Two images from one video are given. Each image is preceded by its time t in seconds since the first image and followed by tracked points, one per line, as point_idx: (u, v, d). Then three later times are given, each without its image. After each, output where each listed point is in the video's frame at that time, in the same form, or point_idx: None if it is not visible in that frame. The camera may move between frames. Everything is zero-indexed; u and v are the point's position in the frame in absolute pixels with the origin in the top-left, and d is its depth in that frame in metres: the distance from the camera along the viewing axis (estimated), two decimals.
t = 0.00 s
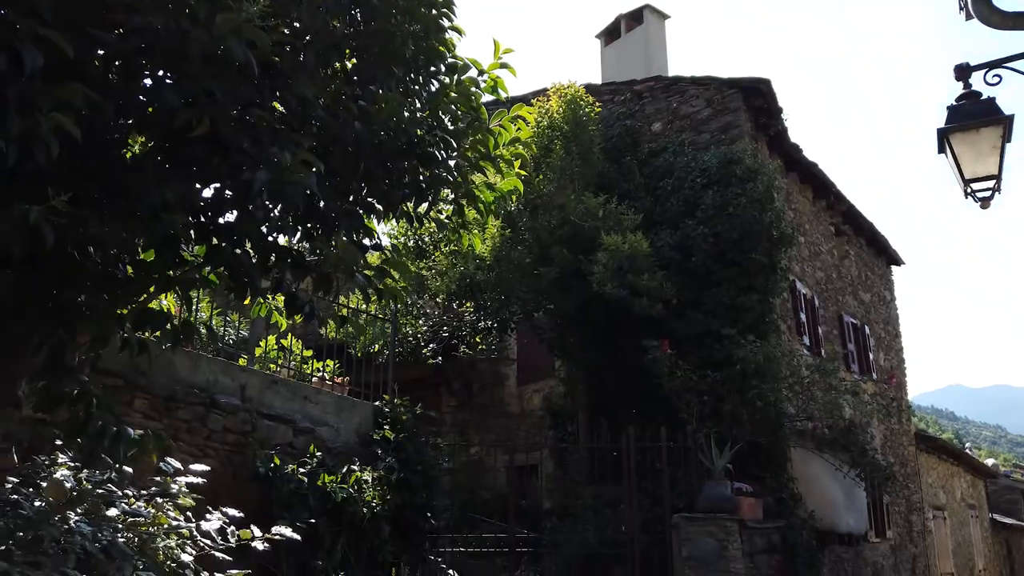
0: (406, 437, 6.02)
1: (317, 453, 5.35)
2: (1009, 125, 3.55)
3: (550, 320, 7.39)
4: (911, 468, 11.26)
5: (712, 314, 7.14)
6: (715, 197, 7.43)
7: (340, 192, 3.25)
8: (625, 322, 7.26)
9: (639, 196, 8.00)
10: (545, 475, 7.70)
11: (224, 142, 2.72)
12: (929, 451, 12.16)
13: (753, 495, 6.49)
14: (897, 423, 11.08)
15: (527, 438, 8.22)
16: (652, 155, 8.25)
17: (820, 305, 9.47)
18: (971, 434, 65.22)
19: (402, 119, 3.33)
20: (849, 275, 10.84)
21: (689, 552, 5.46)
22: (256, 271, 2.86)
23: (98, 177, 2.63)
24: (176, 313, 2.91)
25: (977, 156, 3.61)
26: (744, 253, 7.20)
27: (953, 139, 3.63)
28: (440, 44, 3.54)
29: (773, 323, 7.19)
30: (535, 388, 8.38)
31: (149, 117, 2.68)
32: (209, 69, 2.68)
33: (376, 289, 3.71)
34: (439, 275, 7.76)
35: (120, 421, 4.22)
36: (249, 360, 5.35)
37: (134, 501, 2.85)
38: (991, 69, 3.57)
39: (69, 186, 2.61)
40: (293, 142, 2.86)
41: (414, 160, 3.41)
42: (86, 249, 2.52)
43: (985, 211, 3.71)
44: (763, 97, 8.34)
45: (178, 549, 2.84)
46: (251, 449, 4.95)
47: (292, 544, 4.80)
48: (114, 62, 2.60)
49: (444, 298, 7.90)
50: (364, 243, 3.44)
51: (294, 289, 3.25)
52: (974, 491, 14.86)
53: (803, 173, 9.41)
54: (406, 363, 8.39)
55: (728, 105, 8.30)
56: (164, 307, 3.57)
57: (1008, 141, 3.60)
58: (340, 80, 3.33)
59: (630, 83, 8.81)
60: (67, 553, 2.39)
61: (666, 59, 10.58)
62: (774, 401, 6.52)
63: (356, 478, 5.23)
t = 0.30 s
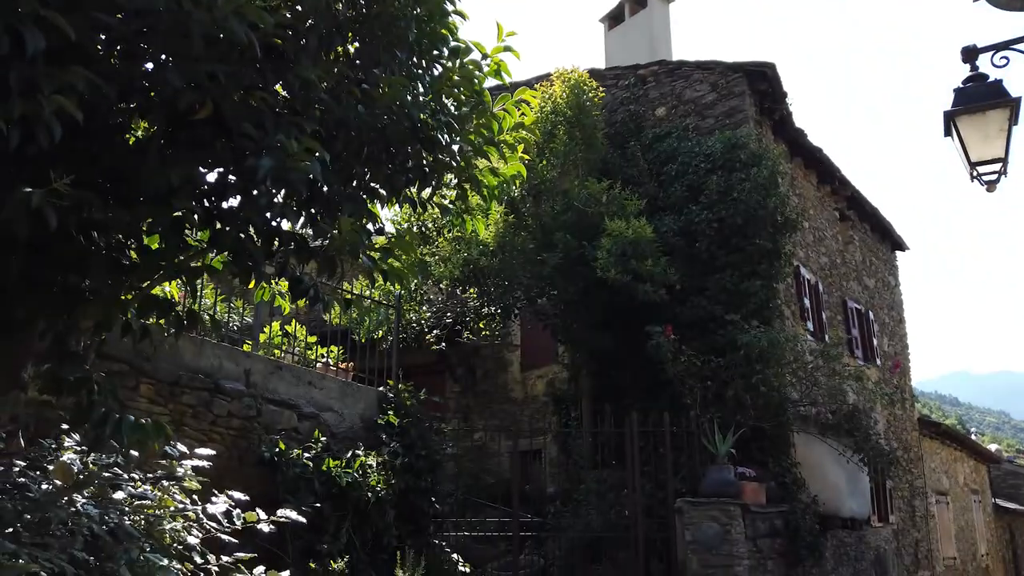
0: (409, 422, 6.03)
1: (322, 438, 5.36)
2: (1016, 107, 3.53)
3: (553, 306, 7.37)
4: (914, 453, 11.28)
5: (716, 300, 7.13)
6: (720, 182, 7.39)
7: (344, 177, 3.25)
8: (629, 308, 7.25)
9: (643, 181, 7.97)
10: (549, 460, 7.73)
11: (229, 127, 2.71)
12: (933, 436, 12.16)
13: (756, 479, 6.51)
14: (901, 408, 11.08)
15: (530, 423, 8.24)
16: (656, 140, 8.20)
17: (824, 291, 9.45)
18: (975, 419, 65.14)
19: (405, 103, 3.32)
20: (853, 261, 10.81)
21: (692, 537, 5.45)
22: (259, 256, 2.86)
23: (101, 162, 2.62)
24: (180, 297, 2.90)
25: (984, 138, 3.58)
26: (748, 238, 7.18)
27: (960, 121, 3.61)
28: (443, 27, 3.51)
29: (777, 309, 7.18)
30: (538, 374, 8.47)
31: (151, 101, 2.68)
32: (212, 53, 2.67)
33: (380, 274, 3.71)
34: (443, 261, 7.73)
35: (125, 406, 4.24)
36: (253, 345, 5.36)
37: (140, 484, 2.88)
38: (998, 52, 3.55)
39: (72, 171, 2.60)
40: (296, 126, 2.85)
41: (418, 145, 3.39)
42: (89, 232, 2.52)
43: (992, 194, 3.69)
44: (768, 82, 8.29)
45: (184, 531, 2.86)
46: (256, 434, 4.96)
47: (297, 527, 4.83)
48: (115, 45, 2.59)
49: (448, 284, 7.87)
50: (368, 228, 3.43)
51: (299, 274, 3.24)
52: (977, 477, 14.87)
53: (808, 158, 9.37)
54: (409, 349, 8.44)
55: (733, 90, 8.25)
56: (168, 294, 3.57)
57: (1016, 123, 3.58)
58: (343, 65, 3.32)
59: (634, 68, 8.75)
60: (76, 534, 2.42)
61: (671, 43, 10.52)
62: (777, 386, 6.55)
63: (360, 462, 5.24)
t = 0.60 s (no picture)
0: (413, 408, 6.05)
1: (326, 424, 5.39)
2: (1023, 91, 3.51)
3: (557, 293, 7.37)
4: (917, 439, 11.29)
5: (719, 286, 7.11)
6: (723, 168, 7.36)
7: (347, 163, 3.24)
8: (632, 294, 7.25)
9: (646, 167, 7.95)
10: (552, 446, 7.75)
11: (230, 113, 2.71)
12: (936, 423, 12.16)
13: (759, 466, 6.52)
14: (904, 395, 11.07)
15: (533, 409, 8.26)
16: (659, 126, 8.16)
17: (828, 278, 9.43)
18: (978, 406, 65.11)
19: (408, 88, 3.31)
20: (857, 247, 10.78)
21: (695, 521, 5.49)
22: (262, 241, 2.86)
23: (103, 148, 2.62)
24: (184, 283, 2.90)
25: (989, 122, 3.56)
26: (752, 225, 7.16)
27: (966, 105, 3.59)
28: (446, 12, 3.50)
29: (780, 295, 7.17)
30: (541, 361, 8.48)
31: (153, 88, 2.67)
32: (214, 38, 2.67)
33: (383, 260, 3.70)
34: (446, 247, 7.68)
35: (129, 392, 4.24)
36: (257, 332, 5.36)
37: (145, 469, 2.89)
38: (1005, 35, 3.52)
39: (75, 156, 2.60)
40: (297, 111, 2.84)
41: (421, 129, 3.38)
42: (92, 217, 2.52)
43: (997, 178, 3.67)
44: (772, 67, 8.23)
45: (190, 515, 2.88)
46: (261, 421, 4.97)
47: (302, 513, 4.86)
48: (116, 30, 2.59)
49: (451, 271, 7.79)
50: (371, 214, 3.43)
51: (302, 261, 3.24)
52: (981, 463, 14.88)
53: (812, 144, 9.32)
54: (413, 336, 8.44)
55: (736, 75, 8.20)
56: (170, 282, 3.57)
57: (1022, 107, 3.56)
58: (345, 50, 3.31)
59: (637, 53, 8.71)
60: (82, 519, 2.44)
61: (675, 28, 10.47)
62: (780, 372, 6.60)
63: (364, 449, 5.27)
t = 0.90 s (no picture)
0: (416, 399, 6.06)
1: (330, 414, 5.40)
2: None
3: (560, 283, 7.37)
4: (920, 429, 11.30)
5: (722, 277, 7.11)
6: (726, 158, 7.34)
7: (349, 153, 3.24)
8: (635, 285, 7.25)
9: (649, 158, 7.94)
10: (555, 437, 7.77)
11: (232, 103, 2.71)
12: (939, 413, 12.16)
13: (761, 456, 6.54)
14: (907, 384, 11.07)
15: (536, 400, 8.28)
16: (662, 116, 8.14)
17: (831, 268, 9.41)
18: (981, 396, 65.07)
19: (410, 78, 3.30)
20: (861, 237, 10.76)
21: (697, 511, 5.51)
22: (265, 231, 2.86)
23: (106, 138, 2.63)
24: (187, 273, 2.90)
25: (993, 111, 3.55)
26: (755, 215, 7.15)
27: (970, 94, 3.58)
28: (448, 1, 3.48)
29: (784, 285, 7.16)
30: (544, 352, 8.49)
31: (155, 77, 2.67)
32: (215, 28, 2.67)
33: (386, 250, 3.70)
34: (449, 238, 7.64)
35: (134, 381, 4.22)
36: (260, 323, 5.35)
37: (150, 458, 2.89)
38: (1009, 23, 3.51)
39: (77, 147, 2.60)
40: (300, 101, 2.84)
41: (423, 119, 3.38)
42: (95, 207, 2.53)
43: (1001, 167, 3.66)
44: (775, 56, 8.19)
45: (194, 505, 2.89)
46: (265, 411, 4.98)
47: (307, 502, 4.89)
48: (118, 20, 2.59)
49: (454, 261, 7.72)
50: (374, 204, 3.43)
51: (305, 251, 3.25)
52: (984, 453, 14.89)
53: (815, 133, 9.29)
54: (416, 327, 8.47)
55: (740, 64, 8.15)
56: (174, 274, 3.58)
57: None
58: (347, 40, 3.30)
59: (640, 43, 8.68)
60: (88, 508, 2.45)
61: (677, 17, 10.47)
62: (783, 363, 6.63)
63: (368, 439, 5.29)
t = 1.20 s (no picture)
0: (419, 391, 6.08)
1: (333, 407, 5.42)
2: None
3: (563, 276, 7.37)
4: (923, 421, 11.30)
5: (725, 269, 7.10)
6: (729, 150, 7.32)
7: (352, 146, 3.25)
8: (638, 277, 7.25)
9: (652, 150, 7.94)
10: (557, 429, 7.80)
11: (235, 95, 2.71)
12: (942, 405, 12.16)
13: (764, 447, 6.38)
14: (910, 377, 11.07)
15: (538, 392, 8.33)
16: (665, 108, 8.12)
17: (834, 260, 9.40)
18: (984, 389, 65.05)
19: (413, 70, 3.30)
20: (864, 229, 10.74)
21: (700, 503, 5.52)
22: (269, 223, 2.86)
23: (108, 130, 2.63)
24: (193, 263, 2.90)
25: (998, 101, 3.54)
26: (757, 207, 7.13)
27: (974, 85, 3.57)
28: None
29: (787, 278, 7.15)
30: (546, 344, 8.51)
31: (158, 70, 2.68)
32: (218, 20, 2.67)
33: (389, 242, 3.70)
34: (451, 231, 7.64)
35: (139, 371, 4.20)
36: (264, 316, 5.30)
37: (154, 450, 2.91)
38: (1015, 13, 3.49)
39: (81, 139, 2.60)
40: (302, 93, 2.85)
41: (427, 110, 3.37)
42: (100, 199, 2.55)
43: (1005, 158, 3.65)
44: (778, 48, 8.15)
45: (199, 496, 2.91)
46: (268, 403, 4.98)
47: (311, 493, 4.91)
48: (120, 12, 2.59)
49: (457, 254, 7.62)
50: (377, 196, 3.44)
51: (309, 244, 3.26)
52: (986, 445, 14.89)
53: (819, 125, 9.26)
54: (419, 320, 8.53)
55: (743, 56, 8.12)
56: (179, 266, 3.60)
57: None
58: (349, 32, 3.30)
59: (643, 35, 8.65)
60: (93, 498, 2.47)
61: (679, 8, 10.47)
62: (785, 355, 6.63)
63: (371, 431, 5.30)
